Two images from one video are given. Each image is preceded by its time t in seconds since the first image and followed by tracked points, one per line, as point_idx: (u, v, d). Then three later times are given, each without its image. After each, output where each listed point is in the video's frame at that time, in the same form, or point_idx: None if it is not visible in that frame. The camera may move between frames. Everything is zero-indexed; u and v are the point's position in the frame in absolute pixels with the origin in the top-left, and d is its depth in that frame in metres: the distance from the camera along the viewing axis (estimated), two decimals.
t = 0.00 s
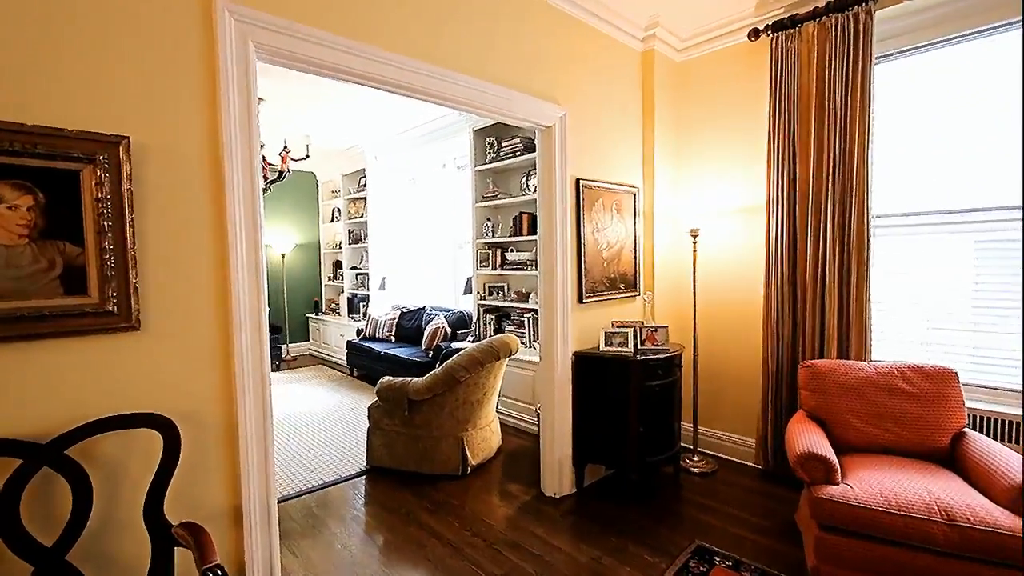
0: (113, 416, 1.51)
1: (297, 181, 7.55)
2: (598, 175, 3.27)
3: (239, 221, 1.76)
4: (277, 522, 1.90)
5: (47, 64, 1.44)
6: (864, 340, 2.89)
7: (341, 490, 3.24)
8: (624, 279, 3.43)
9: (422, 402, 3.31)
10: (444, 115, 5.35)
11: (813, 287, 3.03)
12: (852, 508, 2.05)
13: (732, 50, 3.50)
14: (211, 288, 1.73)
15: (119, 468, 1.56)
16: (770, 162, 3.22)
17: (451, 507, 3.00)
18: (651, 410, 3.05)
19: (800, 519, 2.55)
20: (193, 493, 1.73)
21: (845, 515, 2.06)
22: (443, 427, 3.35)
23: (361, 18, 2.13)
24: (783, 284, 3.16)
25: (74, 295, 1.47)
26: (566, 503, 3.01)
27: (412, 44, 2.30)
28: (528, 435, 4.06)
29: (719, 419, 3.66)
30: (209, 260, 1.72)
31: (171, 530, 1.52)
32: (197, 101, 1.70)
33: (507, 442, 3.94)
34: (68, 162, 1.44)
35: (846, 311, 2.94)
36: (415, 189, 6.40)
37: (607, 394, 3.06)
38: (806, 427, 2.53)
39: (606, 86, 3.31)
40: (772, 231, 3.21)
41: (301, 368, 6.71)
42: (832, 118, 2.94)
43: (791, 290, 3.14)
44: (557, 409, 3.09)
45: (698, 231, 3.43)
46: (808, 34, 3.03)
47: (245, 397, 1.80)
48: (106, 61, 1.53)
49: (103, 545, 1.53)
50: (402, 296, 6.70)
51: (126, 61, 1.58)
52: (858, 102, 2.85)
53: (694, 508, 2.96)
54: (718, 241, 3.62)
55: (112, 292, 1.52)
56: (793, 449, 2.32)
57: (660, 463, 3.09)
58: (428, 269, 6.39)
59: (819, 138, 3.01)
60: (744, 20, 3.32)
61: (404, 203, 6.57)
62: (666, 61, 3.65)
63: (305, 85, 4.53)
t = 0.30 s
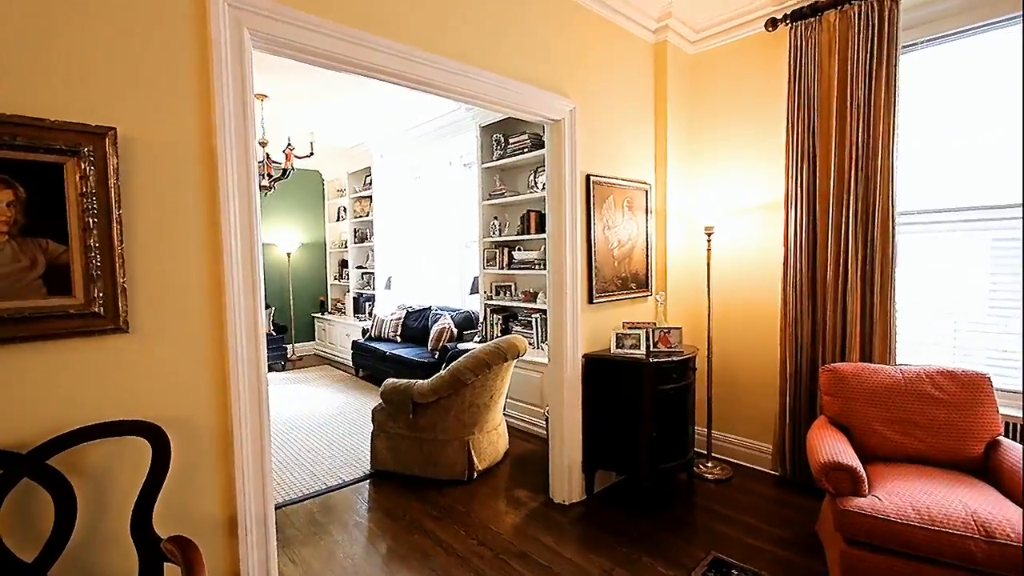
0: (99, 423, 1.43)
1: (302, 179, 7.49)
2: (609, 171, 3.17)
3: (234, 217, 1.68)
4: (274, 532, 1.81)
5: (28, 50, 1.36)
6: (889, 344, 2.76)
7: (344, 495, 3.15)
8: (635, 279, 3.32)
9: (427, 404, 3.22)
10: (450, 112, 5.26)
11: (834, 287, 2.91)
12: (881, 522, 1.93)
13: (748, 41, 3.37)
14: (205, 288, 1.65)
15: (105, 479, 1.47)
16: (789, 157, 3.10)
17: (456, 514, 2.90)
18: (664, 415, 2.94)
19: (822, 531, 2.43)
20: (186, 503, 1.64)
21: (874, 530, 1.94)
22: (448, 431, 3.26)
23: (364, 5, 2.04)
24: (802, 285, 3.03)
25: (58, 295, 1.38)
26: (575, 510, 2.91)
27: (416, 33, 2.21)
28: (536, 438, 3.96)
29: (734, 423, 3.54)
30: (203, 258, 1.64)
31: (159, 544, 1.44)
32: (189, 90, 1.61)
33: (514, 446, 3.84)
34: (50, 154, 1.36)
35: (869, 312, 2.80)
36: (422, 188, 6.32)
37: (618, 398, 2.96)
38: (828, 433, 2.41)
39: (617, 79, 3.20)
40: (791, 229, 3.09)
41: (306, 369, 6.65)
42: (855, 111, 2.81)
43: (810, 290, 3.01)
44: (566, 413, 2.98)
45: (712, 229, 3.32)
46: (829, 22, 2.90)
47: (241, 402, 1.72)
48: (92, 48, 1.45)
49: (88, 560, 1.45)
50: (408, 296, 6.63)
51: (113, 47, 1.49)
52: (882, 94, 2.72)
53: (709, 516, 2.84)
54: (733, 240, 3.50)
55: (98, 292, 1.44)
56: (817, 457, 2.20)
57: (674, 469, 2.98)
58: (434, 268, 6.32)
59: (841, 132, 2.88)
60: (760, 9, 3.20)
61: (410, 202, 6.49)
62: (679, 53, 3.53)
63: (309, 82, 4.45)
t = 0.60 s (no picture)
0: (78, 432, 1.34)
1: (309, 178, 7.45)
2: (620, 166, 3.05)
3: (225, 212, 1.59)
4: (268, 544, 1.72)
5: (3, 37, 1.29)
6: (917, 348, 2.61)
7: (347, 500, 3.07)
8: (648, 278, 3.20)
9: (431, 407, 3.13)
10: (457, 108, 5.17)
11: (858, 287, 2.77)
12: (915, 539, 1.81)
13: (766, 30, 3.23)
14: (194, 286, 1.56)
15: (85, 491, 1.40)
16: (809, 151, 2.96)
17: (461, 521, 2.81)
18: (678, 420, 2.82)
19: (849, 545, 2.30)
20: (173, 514, 1.56)
21: (907, 548, 1.83)
22: (454, 435, 3.16)
23: None
24: (823, 284, 2.90)
25: (34, 295, 1.31)
26: (585, 518, 2.80)
27: (419, 21, 2.12)
28: (545, 442, 3.85)
29: (751, 428, 3.41)
30: (191, 255, 1.55)
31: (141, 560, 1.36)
32: (177, 80, 1.53)
33: (522, 450, 3.74)
34: (25, 145, 1.28)
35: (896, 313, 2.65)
36: (429, 186, 6.23)
37: (630, 401, 2.84)
38: (854, 442, 2.28)
39: (628, 70, 3.08)
40: (812, 226, 2.95)
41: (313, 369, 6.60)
42: (880, 101, 2.67)
43: (832, 290, 2.88)
44: (576, 418, 2.87)
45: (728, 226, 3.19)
46: (852, 8, 2.77)
47: (232, 407, 1.63)
48: (72, 35, 1.38)
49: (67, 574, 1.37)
50: (415, 295, 6.55)
51: (96, 33, 1.41)
52: (911, 82, 2.57)
53: (725, 526, 2.72)
54: (749, 237, 3.37)
55: (77, 292, 1.36)
56: (842, 468, 2.08)
57: (688, 477, 2.86)
58: (442, 267, 6.25)
59: (865, 123, 2.75)
60: None
61: (417, 200, 6.41)
62: (693, 44, 3.41)
63: (314, 79, 4.37)
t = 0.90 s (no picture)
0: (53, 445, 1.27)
1: (317, 177, 7.41)
2: (632, 162, 2.93)
3: (212, 210, 1.50)
4: (259, 562, 1.63)
5: None
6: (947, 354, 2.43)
7: (350, 507, 2.99)
8: (661, 278, 3.07)
9: (436, 412, 3.03)
10: (464, 104, 5.07)
11: (885, 288, 2.62)
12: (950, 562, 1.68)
13: (786, 17, 3.09)
14: (180, 290, 1.48)
15: (63, 507, 1.32)
16: (832, 145, 2.82)
17: (466, 531, 2.71)
18: (692, 427, 2.70)
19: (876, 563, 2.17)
20: (158, 530, 1.48)
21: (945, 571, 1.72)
22: (459, 440, 3.07)
23: None
24: (848, 285, 2.75)
25: (7, 299, 1.23)
26: (595, 529, 2.69)
27: (419, 11, 2.02)
28: (554, 447, 3.74)
29: (769, 434, 3.27)
30: (177, 257, 1.47)
31: None
32: (162, 72, 1.44)
33: (530, 455, 3.64)
34: None
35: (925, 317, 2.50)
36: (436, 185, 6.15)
37: (642, 408, 2.73)
38: (883, 454, 2.15)
39: (640, 61, 2.96)
40: (835, 223, 2.81)
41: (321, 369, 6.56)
42: (909, 90, 2.52)
43: (857, 290, 2.73)
44: (586, 425, 2.76)
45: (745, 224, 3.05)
46: None
47: (220, 416, 1.54)
48: (48, 24, 1.30)
49: None
50: (423, 295, 6.47)
51: (73, 22, 1.33)
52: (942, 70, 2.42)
53: (742, 539, 2.59)
54: (768, 235, 3.23)
55: (52, 296, 1.28)
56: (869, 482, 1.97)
57: (703, 486, 2.74)
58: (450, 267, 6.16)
59: (893, 115, 2.59)
60: None
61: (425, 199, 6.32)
62: (708, 34, 3.27)
63: (319, 76, 4.30)
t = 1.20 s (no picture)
0: (28, 457, 1.19)
1: (326, 176, 7.37)
2: (646, 157, 2.80)
3: (201, 207, 1.42)
4: None
5: None
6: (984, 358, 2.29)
7: (354, 514, 2.91)
8: (676, 278, 2.95)
9: (442, 416, 2.95)
10: (473, 100, 4.97)
11: (916, 289, 2.47)
12: None
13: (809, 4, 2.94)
14: (167, 292, 1.40)
15: (40, 524, 1.25)
16: (858, 138, 2.68)
17: (473, 540, 2.62)
18: (709, 434, 2.57)
19: None
20: (144, 545, 1.40)
21: None
22: (466, 445, 2.98)
23: None
24: (875, 285, 2.60)
25: None
26: (607, 541, 2.58)
27: None
28: (564, 452, 3.63)
29: (790, 441, 3.13)
30: (163, 257, 1.39)
31: None
32: (147, 62, 1.37)
33: (540, 460, 3.54)
34: None
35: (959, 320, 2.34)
36: (445, 183, 6.06)
37: (657, 414, 2.61)
38: (917, 468, 1.99)
39: (655, 52, 2.83)
40: (861, 220, 2.66)
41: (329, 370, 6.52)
42: (943, 79, 2.36)
43: (885, 291, 2.58)
44: (597, 432, 2.64)
45: (764, 221, 2.92)
46: None
47: (210, 424, 1.46)
48: (24, 10, 1.22)
49: None
50: (432, 295, 6.40)
51: (51, 8, 1.25)
52: (979, 55, 2.26)
53: (763, 552, 2.47)
54: (788, 233, 3.08)
55: (28, 299, 1.20)
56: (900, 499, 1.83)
57: (721, 497, 2.61)
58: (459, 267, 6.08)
59: (925, 106, 2.44)
60: None
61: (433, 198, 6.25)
62: (726, 24, 3.13)
63: (326, 73, 4.23)
